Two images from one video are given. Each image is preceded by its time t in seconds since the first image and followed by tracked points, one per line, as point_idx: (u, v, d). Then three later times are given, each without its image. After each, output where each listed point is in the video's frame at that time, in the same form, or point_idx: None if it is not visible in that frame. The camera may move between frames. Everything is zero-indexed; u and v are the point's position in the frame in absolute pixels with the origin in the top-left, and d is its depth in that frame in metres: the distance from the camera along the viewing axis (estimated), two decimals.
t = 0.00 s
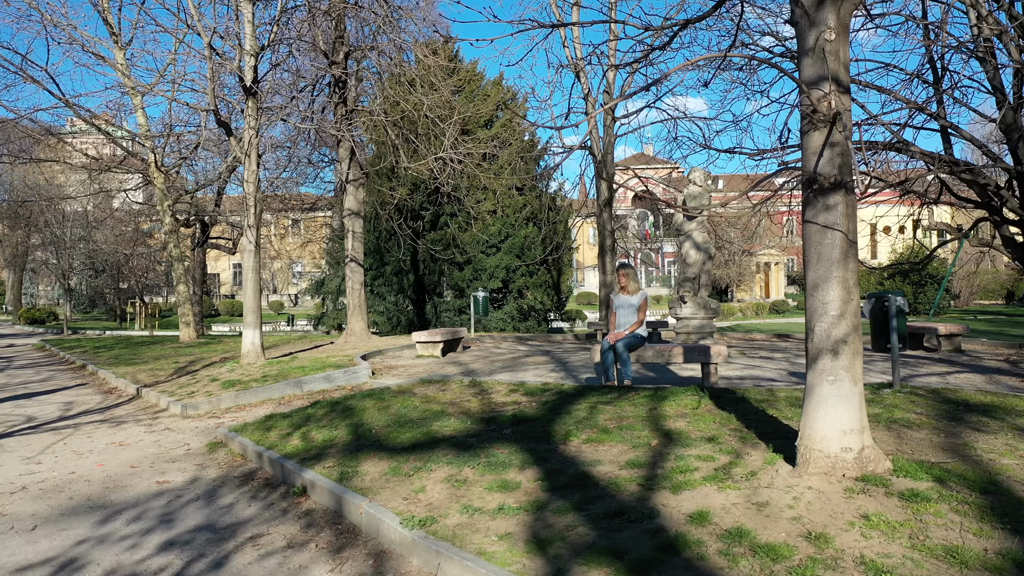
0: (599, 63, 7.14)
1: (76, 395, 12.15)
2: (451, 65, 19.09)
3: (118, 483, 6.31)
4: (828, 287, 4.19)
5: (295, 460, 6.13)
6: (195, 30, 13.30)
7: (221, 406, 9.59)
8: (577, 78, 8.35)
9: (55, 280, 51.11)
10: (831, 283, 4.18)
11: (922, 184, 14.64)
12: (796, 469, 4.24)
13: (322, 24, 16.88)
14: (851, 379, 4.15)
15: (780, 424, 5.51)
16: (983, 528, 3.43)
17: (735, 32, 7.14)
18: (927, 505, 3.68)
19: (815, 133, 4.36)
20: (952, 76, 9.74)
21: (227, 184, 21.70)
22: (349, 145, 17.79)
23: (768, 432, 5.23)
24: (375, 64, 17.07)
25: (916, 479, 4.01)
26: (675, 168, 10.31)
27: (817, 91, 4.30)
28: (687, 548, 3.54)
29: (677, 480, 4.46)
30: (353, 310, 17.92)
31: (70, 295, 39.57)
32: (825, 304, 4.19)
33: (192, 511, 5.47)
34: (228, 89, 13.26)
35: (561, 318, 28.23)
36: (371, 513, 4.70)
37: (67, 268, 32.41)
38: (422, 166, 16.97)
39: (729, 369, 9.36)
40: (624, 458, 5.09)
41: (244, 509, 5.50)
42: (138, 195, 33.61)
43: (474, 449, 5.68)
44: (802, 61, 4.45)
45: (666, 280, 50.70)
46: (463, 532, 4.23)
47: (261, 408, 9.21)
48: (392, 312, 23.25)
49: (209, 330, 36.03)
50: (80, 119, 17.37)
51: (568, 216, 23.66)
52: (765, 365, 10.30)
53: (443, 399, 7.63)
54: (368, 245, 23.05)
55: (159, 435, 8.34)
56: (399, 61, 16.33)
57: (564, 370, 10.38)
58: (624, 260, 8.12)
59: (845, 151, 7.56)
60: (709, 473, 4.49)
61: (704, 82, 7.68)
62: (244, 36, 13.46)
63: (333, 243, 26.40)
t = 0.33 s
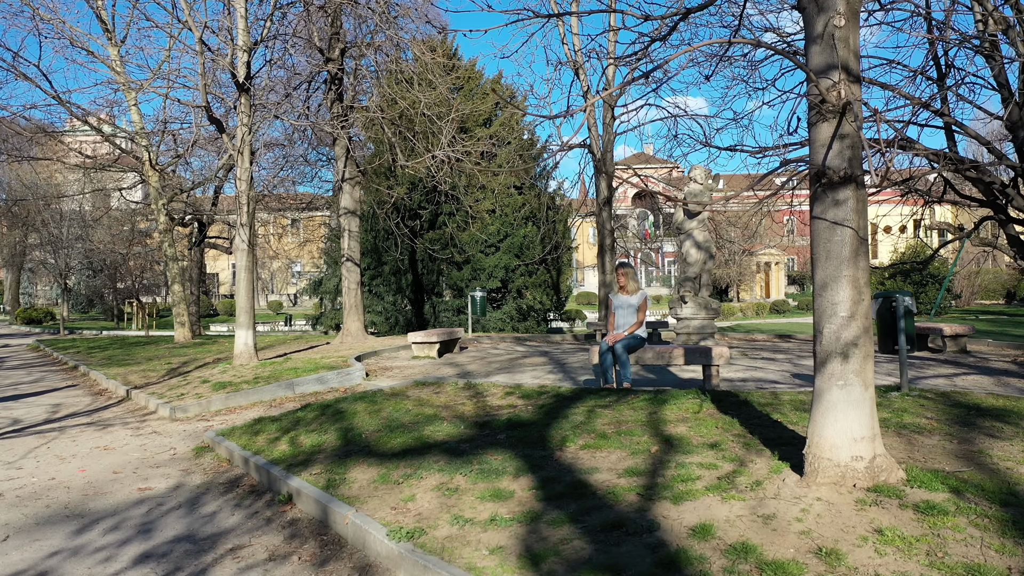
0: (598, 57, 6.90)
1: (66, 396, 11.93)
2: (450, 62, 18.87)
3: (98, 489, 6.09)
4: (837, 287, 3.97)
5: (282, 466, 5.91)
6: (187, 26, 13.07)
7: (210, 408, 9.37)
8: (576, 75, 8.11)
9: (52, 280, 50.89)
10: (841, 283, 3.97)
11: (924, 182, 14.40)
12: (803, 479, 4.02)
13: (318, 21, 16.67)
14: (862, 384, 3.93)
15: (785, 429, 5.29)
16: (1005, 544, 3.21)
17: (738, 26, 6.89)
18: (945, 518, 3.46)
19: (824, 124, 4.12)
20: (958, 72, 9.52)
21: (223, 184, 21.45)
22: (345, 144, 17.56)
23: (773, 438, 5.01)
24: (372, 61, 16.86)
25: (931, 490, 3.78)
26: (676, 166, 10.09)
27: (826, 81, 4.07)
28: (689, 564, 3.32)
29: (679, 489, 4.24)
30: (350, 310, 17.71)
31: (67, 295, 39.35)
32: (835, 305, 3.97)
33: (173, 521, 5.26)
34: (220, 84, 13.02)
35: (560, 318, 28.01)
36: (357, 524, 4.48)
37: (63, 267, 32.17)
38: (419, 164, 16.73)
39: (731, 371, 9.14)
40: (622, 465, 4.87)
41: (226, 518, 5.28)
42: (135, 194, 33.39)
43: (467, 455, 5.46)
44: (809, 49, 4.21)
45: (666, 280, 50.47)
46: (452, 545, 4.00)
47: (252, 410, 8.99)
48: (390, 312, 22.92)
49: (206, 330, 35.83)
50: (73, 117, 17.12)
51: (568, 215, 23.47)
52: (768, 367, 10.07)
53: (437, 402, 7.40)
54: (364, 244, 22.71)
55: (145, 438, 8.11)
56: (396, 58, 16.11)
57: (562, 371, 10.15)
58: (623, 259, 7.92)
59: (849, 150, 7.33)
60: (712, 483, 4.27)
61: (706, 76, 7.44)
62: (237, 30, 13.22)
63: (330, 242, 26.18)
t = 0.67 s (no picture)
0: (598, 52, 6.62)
1: (53, 398, 11.67)
2: (447, 59, 18.60)
3: (75, 497, 5.85)
4: (851, 286, 3.73)
5: (266, 473, 5.66)
6: (178, 20, 12.83)
7: (198, 411, 9.10)
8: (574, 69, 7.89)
9: (49, 280, 50.60)
10: (855, 282, 3.72)
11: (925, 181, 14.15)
12: (814, 491, 3.77)
13: (312, 16, 16.38)
14: (877, 390, 3.69)
15: (792, 436, 5.04)
16: None
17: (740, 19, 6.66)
18: (968, 535, 3.22)
19: (837, 114, 3.84)
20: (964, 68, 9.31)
21: (219, 182, 21.18)
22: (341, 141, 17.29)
23: (781, 445, 4.76)
24: (369, 57, 16.63)
25: (952, 503, 3.53)
26: (676, 164, 9.86)
27: (839, 66, 3.82)
28: None
29: (682, 501, 3.99)
30: (345, 310, 17.47)
31: (62, 295, 39.04)
32: (848, 306, 3.73)
33: (150, 532, 5.02)
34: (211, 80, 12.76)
35: (559, 318, 27.77)
36: (340, 537, 4.23)
37: (58, 267, 31.90)
38: (416, 162, 16.44)
39: (734, 373, 8.90)
40: (621, 474, 4.63)
41: (206, 529, 5.04)
42: (131, 192, 33.10)
43: (459, 462, 5.21)
44: (820, 34, 3.95)
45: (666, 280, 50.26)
46: (440, 561, 3.76)
47: (241, 413, 8.74)
48: (388, 312, 22.62)
49: (203, 330, 35.56)
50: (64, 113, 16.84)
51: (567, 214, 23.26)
52: (771, 368, 9.82)
53: (430, 405, 7.15)
54: (361, 243, 22.36)
55: (129, 443, 7.85)
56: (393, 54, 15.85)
57: (560, 373, 9.89)
58: (623, 258, 7.69)
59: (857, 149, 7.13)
60: (717, 494, 4.02)
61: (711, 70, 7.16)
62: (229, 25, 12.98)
63: (327, 241, 25.90)
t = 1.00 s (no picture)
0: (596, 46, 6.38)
1: (40, 400, 11.42)
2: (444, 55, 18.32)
3: (52, 506, 5.60)
4: (868, 284, 3.49)
5: (251, 480, 5.42)
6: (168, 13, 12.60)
7: (187, 414, 8.86)
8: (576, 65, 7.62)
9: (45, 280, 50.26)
10: (872, 280, 3.49)
11: (925, 180, 13.88)
12: (829, 503, 3.54)
13: (306, 11, 16.11)
14: (895, 396, 3.46)
15: (801, 442, 4.81)
16: None
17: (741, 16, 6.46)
18: (997, 553, 2.98)
19: (854, 101, 3.59)
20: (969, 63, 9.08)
21: (213, 181, 20.94)
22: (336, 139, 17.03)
23: (789, 452, 4.55)
24: (366, 54, 16.37)
25: (977, 517, 3.30)
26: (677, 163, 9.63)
27: (855, 50, 3.59)
28: None
29: (688, 513, 3.76)
30: (340, 309, 17.22)
31: (57, 294, 38.70)
32: (864, 306, 3.50)
33: (126, 544, 4.77)
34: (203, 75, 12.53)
35: (557, 318, 27.55)
36: (325, 550, 3.99)
37: (53, 266, 31.63)
38: (412, 159, 16.16)
39: (736, 375, 8.69)
40: (622, 483, 4.40)
41: (186, 540, 4.80)
42: (126, 191, 32.79)
43: (452, 469, 4.97)
44: (833, 16, 3.71)
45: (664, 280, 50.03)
46: None
47: (230, 416, 8.50)
48: (385, 311, 22.32)
49: (199, 330, 35.27)
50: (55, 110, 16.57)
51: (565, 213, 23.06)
52: (774, 370, 9.59)
53: (424, 408, 6.91)
54: (357, 242, 22.00)
55: (114, 447, 7.60)
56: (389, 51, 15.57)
57: (558, 375, 9.66)
58: (623, 256, 7.45)
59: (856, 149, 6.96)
60: (724, 506, 3.79)
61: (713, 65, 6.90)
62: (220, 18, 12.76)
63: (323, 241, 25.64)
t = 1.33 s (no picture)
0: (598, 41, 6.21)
1: (29, 401, 11.18)
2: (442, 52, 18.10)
3: (33, 514, 5.38)
4: (888, 283, 3.29)
5: (240, 487, 5.21)
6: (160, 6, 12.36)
7: (177, 416, 8.63)
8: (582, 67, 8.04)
9: (40, 280, 49.89)
10: (893, 279, 3.29)
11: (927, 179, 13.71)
12: (847, 514, 3.35)
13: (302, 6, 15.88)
14: (918, 402, 3.26)
15: (813, 448, 4.62)
16: None
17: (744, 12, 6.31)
18: None
19: (873, 88, 3.39)
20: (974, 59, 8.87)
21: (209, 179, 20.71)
22: (333, 136, 16.78)
23: (801, 459, 4.35)
24: (363, 51, 16.14)
25: (1006, 531, 3.09)
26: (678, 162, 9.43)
27: (874, 34, 3.40)
28: None
29: (697, 524, 3.55)
30: (336, 309, 17.01)
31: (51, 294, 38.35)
32: (885, 306, 3.30)
33: (107, 555, 4.56)
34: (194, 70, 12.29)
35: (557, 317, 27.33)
36: (314, 563, 3.77)
37: (48, 265, 31.36)
38: (409, 157, 15.93)
39: (740, 376, 8.51)
40: (627, 491, 4.19)
41: (169, 551, 4.58)
42: (121, 190, 32.49)
43: (448, 476, 4.77)
44: None
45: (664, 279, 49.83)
46: None
47: (222, 418, 8.29)
48: (383, 311, 22.11)
49: (194, 329, 34.97)
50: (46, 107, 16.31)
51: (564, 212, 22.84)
52: (778, 371, 9.41)
53: (420, 412, 6.71)
54: (354, 242, 21.99)
55: (100, 451, 7.38)
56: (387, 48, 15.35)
57: (557, 376, 9.46)
58: (624, 255, 7.23)
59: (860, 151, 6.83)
60: (736, 516, 3.59)
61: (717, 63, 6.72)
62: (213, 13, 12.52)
63: (320, 240, 25.39)
